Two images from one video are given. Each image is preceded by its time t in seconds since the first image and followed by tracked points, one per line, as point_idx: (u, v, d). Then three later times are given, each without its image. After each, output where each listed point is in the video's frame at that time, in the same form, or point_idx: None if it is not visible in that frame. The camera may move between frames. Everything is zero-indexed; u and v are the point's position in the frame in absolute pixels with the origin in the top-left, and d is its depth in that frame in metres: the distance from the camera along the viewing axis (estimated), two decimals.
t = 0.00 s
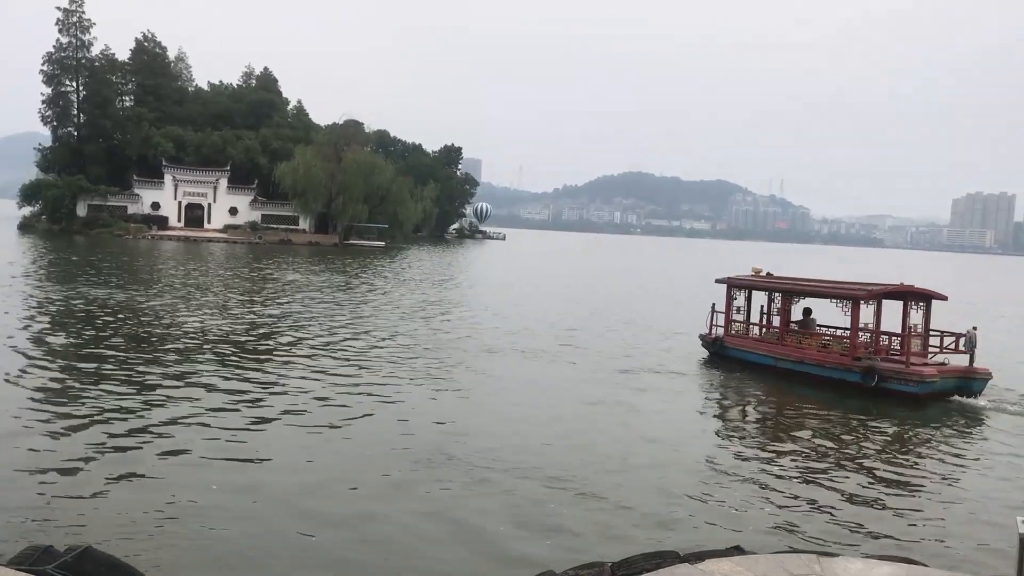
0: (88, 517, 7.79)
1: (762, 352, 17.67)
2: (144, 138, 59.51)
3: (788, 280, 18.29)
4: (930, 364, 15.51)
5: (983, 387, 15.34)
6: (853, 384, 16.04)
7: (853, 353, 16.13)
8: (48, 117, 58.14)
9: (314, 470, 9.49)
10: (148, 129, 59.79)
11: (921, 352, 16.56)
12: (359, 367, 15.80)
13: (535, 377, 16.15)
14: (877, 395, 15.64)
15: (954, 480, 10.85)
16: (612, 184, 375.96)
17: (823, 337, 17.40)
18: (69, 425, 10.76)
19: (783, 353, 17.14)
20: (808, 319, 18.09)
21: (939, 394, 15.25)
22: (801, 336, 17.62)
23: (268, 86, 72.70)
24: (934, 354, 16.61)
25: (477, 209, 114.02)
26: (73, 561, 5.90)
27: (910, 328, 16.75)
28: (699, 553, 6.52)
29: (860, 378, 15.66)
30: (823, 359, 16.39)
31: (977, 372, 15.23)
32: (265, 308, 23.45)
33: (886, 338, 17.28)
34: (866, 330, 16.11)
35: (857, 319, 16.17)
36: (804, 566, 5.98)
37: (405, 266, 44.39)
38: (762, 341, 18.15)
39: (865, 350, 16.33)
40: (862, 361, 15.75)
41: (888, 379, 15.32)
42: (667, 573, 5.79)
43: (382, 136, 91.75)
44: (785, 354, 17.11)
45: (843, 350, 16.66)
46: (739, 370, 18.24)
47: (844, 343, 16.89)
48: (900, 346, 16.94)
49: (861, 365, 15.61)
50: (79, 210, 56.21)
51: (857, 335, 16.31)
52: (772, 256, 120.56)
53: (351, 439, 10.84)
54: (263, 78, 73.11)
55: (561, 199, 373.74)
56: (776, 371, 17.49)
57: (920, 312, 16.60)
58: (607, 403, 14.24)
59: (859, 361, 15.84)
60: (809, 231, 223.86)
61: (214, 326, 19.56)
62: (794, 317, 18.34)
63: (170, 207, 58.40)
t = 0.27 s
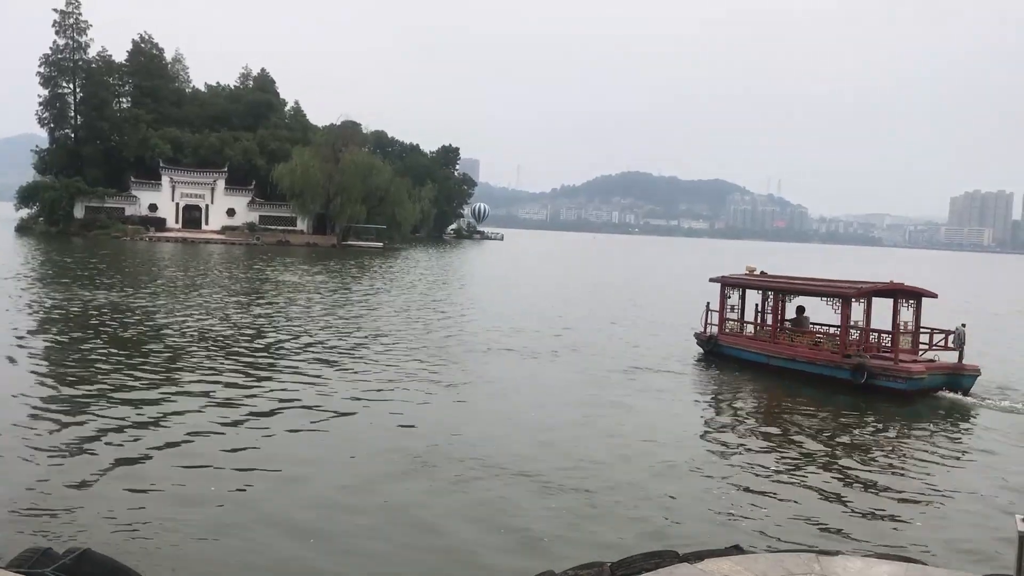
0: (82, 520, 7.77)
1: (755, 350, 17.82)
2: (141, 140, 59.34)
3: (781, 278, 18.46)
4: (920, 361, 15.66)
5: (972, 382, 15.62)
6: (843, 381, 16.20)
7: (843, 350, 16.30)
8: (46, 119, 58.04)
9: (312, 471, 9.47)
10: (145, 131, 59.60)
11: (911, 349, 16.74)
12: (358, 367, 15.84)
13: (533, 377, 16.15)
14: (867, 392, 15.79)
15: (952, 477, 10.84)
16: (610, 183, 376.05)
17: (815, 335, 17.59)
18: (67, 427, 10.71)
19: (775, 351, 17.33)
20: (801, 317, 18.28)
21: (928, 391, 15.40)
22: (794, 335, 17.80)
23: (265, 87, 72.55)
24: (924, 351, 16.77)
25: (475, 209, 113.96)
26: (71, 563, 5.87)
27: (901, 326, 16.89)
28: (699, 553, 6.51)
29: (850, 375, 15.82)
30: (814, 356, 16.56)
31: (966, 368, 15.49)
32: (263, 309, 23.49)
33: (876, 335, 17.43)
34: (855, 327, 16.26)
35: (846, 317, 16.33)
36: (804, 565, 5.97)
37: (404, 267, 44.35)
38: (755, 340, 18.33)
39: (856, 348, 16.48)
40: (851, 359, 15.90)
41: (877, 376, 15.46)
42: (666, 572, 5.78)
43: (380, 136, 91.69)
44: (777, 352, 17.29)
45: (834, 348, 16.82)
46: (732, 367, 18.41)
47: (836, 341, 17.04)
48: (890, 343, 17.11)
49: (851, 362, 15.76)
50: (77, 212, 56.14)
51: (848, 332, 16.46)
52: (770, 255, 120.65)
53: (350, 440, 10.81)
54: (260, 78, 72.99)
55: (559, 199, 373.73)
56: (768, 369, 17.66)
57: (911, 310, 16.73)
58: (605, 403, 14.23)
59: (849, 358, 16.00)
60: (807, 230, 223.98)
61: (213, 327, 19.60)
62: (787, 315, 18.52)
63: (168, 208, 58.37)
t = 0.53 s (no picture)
0: (87, 520, 7.78)
1: (753, 348, 18.03)
2: (144, 142, 59.84)
3: (779, 277, 18.66)
4: (914, 359, 15.76)
5: (967, 380, 15.64)
6: (839, 379, 16.38)
7: (839, 348, 16.50)
8: (49, 121, 57.94)
9: (314, 472, 9.50)
10: (148, 133, 60.26)
11: (906, 346, 16.90)
12: (361, 367, 15.88)
13: (536, 377, 16.16)
14: (863, 389, 15.94)
15: (954, 476, 10.84)
16: (612, 183, 376.06)
17: (812, 334, 17.77)
18: (70, 428, 10.72)
19: (773, 349, 17.53)
20: (799, 315, 18.47)
21: (922, 388, 15.51)
22: (792, 333, 18.00)
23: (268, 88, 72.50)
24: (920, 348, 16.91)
25: (477, 209, 113.99)
26: (76, 564, 5.88)
27: (897, 323, 17.03)
28: (702, 552, 6.51)
29: (845, 373, 16.01)
30: (811, 354, 16.75)
31: (960, 365, 15.55)
32: (266, 310, 23.54)
33: (873, 333, 17.58)
34: (851, 325, 16.44)
35: (842, 315, 16.50)
36: (807, 565, 5.98)
37: (407, 267, 44.38)
38: (754, 338, 18.54)
39: (852, 345, 16.67)
40: (847, 356, 16.08)
41: (871, 373, 15.60)
42: (669, 573, 5.78)
43: (382, 137, 91.73)
44: (775, 350, 17.50)
45: (831, 346, 17.00)
46: (731, 365, 18.62)
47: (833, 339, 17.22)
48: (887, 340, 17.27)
49: (846, 359, 15.93)
50: (80, 213, 56.17)
51: (843, 330, 16.64)
52: (772, 254, 120.69)
53: (353, 440, 10.84)
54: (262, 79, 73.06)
55: (562, 199, 373.75)
56: (766, 367, 17.86)
57: (907, 307, 16.89)
58: (607, 403, 14.24)
59: (845, 356, 16.17)
60: (809, 229, 223.92)
61: (216, 328, 19.65)
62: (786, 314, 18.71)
63: (171, 209, 58.45)
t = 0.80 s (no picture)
0: (99, 521, 7.83)
1: (754, 346, 18.23)
2: (151, 143, 59.73)
3: (780, 277, 18.85)
4: (913, 357, 15.91)
5: (965, 378, 15.81)
6: (839, 376, 16.58)
7: (839, 346, 16.70)
8: (56, 123, 58.19)
9: (319, 472, 9.52)
10: (155, 134, 60.11)
11: (905, 344, 17.00)
12: (368, 368, 15.87)
13: (542, 378, 16.15)
14: (862, 386, 16.12)
15: (962, 476, 10.82)
16: (619, 183, 375.83)
17: (813, 332, 17.96)
18: (79, 429, 10.82)
19: (774, 347, 17.73)
20: (799, 314, 18.67)
21: (921, 386, 15.65)
22: (792, 331, 18.19)
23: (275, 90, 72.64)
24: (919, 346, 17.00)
25: (483, 209, 113.95)
26: (84, 565, 5.90)
27: (897, 322, 17.15)
28: (709, 553, 6.50)
29: (844, 370, 16.19)
30: (811, 352, 16.96)
31: (958, 363, 15.71)
32: (273, 311, 23.56)
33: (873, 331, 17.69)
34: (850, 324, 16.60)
35: (842, 313, 16.66)
36: (815, 565, 5.96)
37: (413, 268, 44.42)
38: (755, 336, 18.76)
39: (851, 343, 16.84)
40: (847, 354, 16.27)
41: (871, 371, 15.77)
42: (676, 573, 5.77)
43: (388, 138, 91.81)
44: (776, 348, 17.71)
45: (831, 344, 17.17)
46: (733, 363, 18.82)
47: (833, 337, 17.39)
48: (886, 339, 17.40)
49: (846, 357, 16.13)
50: (87, 215, 56.32)
51: (843, 328, 16.81)
52: (779, 252, 120.57)
53: (358, 441, 10.86)
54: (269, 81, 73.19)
55: (568, 198, 373.47)
56: (767, 365, 18.06)
57: (906, 306, 17.02)
58: (613, 403, 14.25)
59: (845, 354, 16.37)
60: (816, 228, 223.44)
61: (222, 329, 19.66)
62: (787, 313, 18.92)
63: (178, 211, 58.57)
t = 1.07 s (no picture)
0: (110, 521, 7.87)
1: (757, 344, 18.42)
2: (159, 145, 59.93)
3: (783, 275, 19.00)
4: (914, 354, 16.03)
5: (966, 375, 15.90)
6: (840, 374, 16.75)
7: (840, 343, 16.87)
8: (65, 125, 58.34)
9: (325, 472, 9.56)
10: (163, 136, 60.27)
11: (905, 342, 17.07)
12: (375, 369, 15.92)
13: (548, 378, 16.17)
14: (862, 384, 16.29)
15: (969, 476, 10.81)
16: (626, 183, 375.53)
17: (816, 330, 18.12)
18: (88, 429, 10.91)
19: (776, 345, 17.92)
20: (802, 312, 18.82)
21: (921, 383, 15.77)
22: (795, 329, 18.36)
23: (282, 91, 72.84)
24: (919, 344, 17.08)
25: (491, 209, 113.96)
26: (94, 565, 5.93)
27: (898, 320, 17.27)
28: (717, 553, 6.50)
29: (846, 368, 16.37)
30: (812, 349, 17.14)
31: (958, 361, 15.82)
32: (281, 312, 23.63)
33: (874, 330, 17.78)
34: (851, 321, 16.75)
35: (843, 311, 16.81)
36: (823, 565, 5.96)
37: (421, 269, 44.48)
38: (758, 334, 18.95)
39: (853, 341, 17.00)
40: (848, 352, 16.44)
41: (871, 368, 15.93)
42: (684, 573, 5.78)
43: (395, 139, 91.93)
44: (778, 346, 17.89)
45: (833, 341, 17.35)
46: (737, 361, 19.02)
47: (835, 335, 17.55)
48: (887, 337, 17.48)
49: (847, 355, 16.31)
50: (96, 217, 56.53)
51: (845, 326, 16.98)
52: (787, 252, 120.38)
53: (365, 441, 10.91)
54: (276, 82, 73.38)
55: (575, 198, 373.23)
56: (770, 363, 18.26)
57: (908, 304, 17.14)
58: (620, 403, 14.27)
59: (846, 352, 16.54)
60: (824, 228, 222.90)
61: (230, 330, 19.73)
62: (790, 311, 19.09)
63: (186, 213, 58.52)
